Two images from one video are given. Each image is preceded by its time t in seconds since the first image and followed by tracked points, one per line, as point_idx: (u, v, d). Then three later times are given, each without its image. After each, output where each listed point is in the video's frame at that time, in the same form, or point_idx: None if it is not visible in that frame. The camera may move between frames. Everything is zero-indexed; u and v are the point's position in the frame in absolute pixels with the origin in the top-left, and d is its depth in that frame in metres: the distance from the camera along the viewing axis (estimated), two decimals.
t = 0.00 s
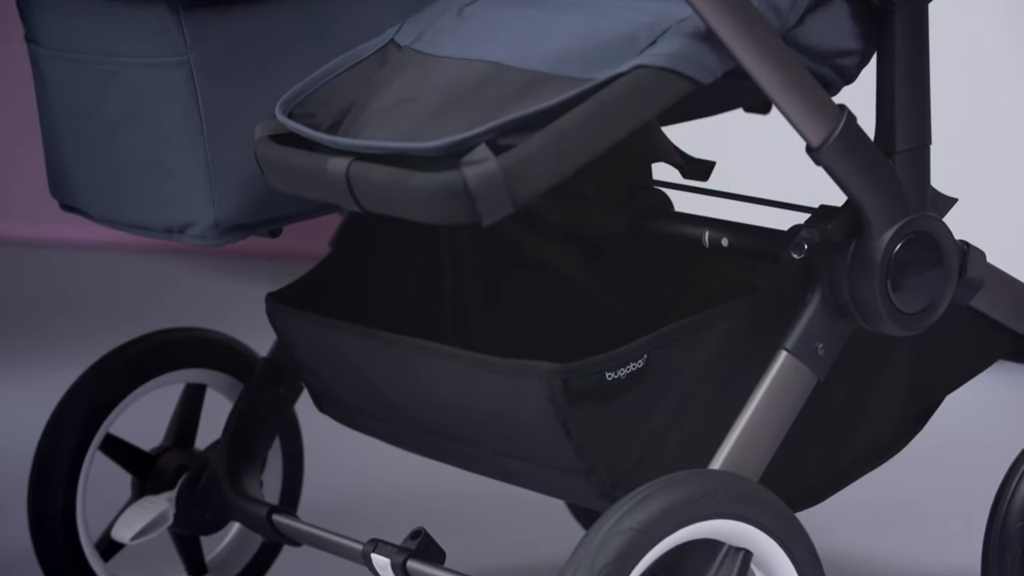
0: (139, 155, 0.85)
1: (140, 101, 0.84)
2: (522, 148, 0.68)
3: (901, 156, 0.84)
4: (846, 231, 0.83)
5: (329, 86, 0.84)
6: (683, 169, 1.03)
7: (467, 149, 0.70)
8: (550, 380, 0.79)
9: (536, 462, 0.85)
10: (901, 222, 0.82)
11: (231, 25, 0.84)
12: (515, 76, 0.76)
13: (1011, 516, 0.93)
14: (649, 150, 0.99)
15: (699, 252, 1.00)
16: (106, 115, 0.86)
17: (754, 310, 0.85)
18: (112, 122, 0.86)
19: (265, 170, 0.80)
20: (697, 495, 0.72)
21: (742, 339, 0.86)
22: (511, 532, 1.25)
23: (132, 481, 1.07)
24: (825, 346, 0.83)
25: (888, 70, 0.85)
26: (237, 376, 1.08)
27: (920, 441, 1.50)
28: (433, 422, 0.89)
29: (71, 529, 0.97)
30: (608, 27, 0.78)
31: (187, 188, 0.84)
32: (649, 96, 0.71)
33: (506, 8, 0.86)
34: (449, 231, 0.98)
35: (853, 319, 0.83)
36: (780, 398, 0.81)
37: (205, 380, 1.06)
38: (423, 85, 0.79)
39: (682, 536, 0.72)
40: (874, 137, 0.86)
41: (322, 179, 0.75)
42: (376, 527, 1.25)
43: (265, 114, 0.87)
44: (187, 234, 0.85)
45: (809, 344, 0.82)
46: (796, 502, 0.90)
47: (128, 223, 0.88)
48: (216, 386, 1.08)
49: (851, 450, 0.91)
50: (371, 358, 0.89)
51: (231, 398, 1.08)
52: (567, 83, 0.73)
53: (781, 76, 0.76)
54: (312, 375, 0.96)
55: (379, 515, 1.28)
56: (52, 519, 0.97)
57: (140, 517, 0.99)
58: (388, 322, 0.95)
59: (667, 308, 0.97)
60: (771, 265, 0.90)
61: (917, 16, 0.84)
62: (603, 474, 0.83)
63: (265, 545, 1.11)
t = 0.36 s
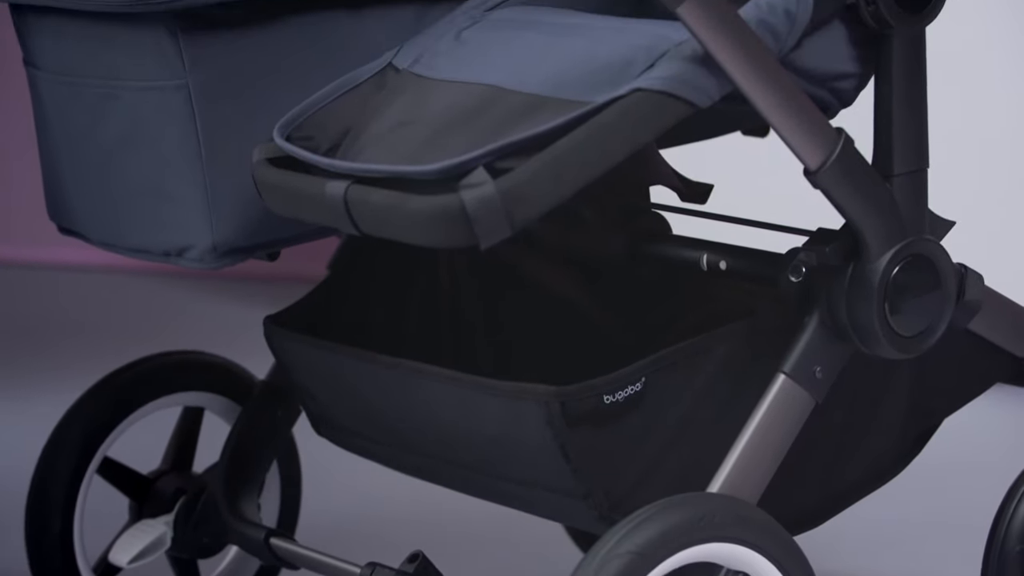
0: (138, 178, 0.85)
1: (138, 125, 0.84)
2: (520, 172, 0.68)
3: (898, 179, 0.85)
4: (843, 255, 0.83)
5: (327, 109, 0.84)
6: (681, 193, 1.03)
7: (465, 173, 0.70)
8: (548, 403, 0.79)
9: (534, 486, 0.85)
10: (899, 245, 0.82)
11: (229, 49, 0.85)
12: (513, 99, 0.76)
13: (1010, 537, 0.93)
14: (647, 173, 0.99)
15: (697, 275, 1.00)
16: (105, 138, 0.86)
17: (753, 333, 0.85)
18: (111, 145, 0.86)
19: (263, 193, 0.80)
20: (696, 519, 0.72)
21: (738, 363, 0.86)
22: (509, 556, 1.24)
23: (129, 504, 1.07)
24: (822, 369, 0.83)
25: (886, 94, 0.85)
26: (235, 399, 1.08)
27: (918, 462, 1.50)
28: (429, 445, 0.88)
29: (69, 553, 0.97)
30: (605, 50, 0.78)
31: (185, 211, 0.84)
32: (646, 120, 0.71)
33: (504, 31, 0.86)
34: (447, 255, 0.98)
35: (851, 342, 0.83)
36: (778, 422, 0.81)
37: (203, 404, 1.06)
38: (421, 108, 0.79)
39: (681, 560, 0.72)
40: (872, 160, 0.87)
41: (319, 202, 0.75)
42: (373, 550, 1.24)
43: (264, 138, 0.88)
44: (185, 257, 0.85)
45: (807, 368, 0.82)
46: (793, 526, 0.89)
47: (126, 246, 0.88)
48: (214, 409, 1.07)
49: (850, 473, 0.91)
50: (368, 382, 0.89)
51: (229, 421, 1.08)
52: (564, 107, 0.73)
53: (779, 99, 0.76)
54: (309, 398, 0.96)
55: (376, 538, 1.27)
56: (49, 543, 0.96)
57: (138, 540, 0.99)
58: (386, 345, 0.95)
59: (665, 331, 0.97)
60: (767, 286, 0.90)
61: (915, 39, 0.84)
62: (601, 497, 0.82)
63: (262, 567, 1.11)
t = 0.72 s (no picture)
0: (137, 200, 0.86)
1: (137, 147, 0.85)
2: (519, 193, 0.68)
3: (897, 201, 0.85)
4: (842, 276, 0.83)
5: (325, 131, 0.84)
6: (680, 214, 1.04)
7: (463, 194, 0.70)
8: (546, 425, 0.79)
9: (532, 507, 0.84)
10: (897, 266, 0.82)
11: (228, 70, 0.85)
12: (512, 121, 0.76)
13: (1010, 557, 0.92)
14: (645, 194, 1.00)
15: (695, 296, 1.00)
16: (104, 160, 0.86)
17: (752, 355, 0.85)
18: (110, 167, 0.86)
19: (261, 215, 0.80)
20: (694, 540, 0.72)
21: (736, 385, 0.86)
22: None
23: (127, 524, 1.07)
24: (821, 391, 0.82)
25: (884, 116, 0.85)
26: (233, 420, 1.08)
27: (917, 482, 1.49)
28: (427, 466, 0.88)
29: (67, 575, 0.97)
30: (605, 72, 0.78)
31: (184, 233, 0.85)
32: (644, 141, 0.71)
33: (502, 53, 0.87)
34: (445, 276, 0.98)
35: (850, 363, 0.83)
36: (777, 443, 0.81)
37: (201, 425, 1.06)
38: (419, 130, 0.80)
39: None
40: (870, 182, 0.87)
41: (318, 224, 0.75)
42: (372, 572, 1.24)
43: (263, 160, 0.88)
44: (184, 279, 0.85)
45: (805, 389, 0.82)
46: (791, 548, 0.89)
47: (125, 268, 0.88)
48: (212, 430, 1.07)
49: (848, 494, 0.91)
50: (367, 403, 0.89)
51: (227, 443, 1.08)
52: (562, 129, 0.74)
53: (776, 120, 0.76)
54: (307, 419, 0.96)
55: (374, 560, 1.27)
56: (48, 564, 0.96)
57: (134, 563, 0.99)
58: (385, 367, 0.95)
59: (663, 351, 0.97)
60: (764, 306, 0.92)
61: (914, 60, 0.84)
62: (599, 519, 0.82)
63: None
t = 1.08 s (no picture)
0: (135, 221, 0.86)
1: (136, 169, 0.85)
2: (516, 214, 0.68)
3: (896, 222, 0.85)
4: (840, 297, 0.83)
5: (324, 152, 0.85)
6: (679, 235, 1.04)
7: (462, 215, 0.70)
8: (543, 447, 0.79)
9: (531, 528, 0.84)
10: (895, 287, 0.82)
11: (229, 90, 0.86)
12: (511, 142, 0.77)
13: None
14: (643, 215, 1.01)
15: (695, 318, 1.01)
16: (102, 180, 0.87)
17: (750, 375, 0.86)
18: (108, 187, 0.87)
19: (260, 235, 0.80)
20: (693, 559, 0.72)
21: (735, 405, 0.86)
22: None
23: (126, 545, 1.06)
24: (819, 411, 0.82)
25: (882, 137, 0.85)
26: (232, 441, 1.07)
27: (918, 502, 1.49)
28: (425, 486, 0.88)
29: None
30: (603, 92, 0.79)
31: (183, 253, 0.85)
32: (643, 162, 0.71)
33: (501, 74, 0.87)
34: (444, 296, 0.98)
35: (849, 384, 0.83)
36: (775, 463, 0.81)
37: (199, 446, 1.06)
38: (418, 152, 0.80)
39: None
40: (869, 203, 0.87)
41: (317, 244, 0.75)
42: None
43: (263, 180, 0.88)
44: (182, 300, 0.86)
45: (804, 410, 0.82)
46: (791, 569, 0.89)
47: (124, 288, 0.89)
48: (211, 452, 1.07)
49: (848, 514, 0.91)
50: (366, 424, 0.89)
51: (224, 464, 1.08)
52: (560, 150, 0.74)
53: (774, 140, 0.76)
54: (306, 440, 0.95)
55: None
56: None
57: None
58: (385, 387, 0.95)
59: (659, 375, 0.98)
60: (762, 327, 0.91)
61: (912, 81, 0.84)
62: (598, 539, 0.82)
63: None
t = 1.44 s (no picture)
0: (135, 242, 0.86)
1: (136, 190, 0.86)
2: (515, 235, 0.68)
3: (894, 242, 0.85)
4: (839, 317, 0.83)
5: (323, 173, 0.85)
6: (678, 256, 1.04)
7: (462, 236, 0.70)
8: (544, 467, 0.79)
9: (531, 548, 0.84)
10: (894, 307, 0.82)
11: (229, 111, 0.87)
12: (511, 162, 0.77)
13: None
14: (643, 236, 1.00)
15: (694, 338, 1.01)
16: (102, 200, 0.87)
17: (750, 396, 0.86)
18: (107, 209, 0.87)
19: (259, 256, 0.80)
20: None
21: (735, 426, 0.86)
22: None
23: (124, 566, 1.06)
24: (818, 431, 0.82)
25: (880, 157, 0.86)
26: (231, 461, 1.07)
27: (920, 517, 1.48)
28: (424, 507, 0.88)
29: None
30: (602, 112, 0.79)
31: (182, 274, 0.86)
32: (643, 182, 0.71)
33: (501, 95, 0.87)
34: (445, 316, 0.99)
35: (849, 405, 0.83)
36: (775, 484, 0.81)
37: (199, 466, 1.06)
38: (417, 173, 0.80)
39: None
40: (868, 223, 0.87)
41: (316, 265, 0.75)
42: None
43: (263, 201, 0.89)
44: (182, 320, 0.86)
45: (804, 431, 0.82)
46: None
47: (123, 308, 0.89)
48: (210, 472, 1.07)
49: (848, 534, 0.90)
50: (366, 445, 0.88)
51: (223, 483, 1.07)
52: (559, 170, 0.74)
53: (771, 161, 0.75)
54: (305, 461, 0.95)
55: None
56: None
57: None
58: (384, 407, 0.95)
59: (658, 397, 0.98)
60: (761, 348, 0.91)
61: (911, 101, 0.85)
62: (598, 559, 0.82)
63: None
